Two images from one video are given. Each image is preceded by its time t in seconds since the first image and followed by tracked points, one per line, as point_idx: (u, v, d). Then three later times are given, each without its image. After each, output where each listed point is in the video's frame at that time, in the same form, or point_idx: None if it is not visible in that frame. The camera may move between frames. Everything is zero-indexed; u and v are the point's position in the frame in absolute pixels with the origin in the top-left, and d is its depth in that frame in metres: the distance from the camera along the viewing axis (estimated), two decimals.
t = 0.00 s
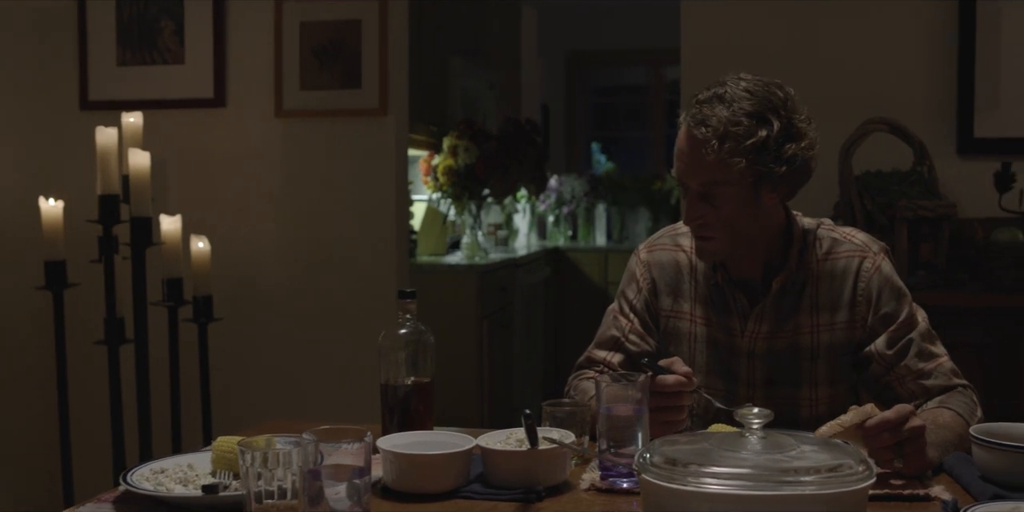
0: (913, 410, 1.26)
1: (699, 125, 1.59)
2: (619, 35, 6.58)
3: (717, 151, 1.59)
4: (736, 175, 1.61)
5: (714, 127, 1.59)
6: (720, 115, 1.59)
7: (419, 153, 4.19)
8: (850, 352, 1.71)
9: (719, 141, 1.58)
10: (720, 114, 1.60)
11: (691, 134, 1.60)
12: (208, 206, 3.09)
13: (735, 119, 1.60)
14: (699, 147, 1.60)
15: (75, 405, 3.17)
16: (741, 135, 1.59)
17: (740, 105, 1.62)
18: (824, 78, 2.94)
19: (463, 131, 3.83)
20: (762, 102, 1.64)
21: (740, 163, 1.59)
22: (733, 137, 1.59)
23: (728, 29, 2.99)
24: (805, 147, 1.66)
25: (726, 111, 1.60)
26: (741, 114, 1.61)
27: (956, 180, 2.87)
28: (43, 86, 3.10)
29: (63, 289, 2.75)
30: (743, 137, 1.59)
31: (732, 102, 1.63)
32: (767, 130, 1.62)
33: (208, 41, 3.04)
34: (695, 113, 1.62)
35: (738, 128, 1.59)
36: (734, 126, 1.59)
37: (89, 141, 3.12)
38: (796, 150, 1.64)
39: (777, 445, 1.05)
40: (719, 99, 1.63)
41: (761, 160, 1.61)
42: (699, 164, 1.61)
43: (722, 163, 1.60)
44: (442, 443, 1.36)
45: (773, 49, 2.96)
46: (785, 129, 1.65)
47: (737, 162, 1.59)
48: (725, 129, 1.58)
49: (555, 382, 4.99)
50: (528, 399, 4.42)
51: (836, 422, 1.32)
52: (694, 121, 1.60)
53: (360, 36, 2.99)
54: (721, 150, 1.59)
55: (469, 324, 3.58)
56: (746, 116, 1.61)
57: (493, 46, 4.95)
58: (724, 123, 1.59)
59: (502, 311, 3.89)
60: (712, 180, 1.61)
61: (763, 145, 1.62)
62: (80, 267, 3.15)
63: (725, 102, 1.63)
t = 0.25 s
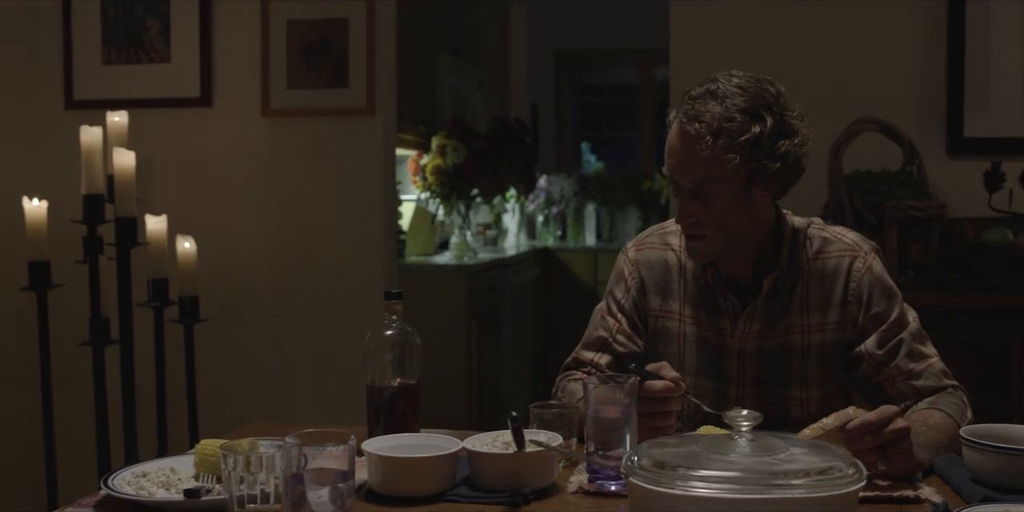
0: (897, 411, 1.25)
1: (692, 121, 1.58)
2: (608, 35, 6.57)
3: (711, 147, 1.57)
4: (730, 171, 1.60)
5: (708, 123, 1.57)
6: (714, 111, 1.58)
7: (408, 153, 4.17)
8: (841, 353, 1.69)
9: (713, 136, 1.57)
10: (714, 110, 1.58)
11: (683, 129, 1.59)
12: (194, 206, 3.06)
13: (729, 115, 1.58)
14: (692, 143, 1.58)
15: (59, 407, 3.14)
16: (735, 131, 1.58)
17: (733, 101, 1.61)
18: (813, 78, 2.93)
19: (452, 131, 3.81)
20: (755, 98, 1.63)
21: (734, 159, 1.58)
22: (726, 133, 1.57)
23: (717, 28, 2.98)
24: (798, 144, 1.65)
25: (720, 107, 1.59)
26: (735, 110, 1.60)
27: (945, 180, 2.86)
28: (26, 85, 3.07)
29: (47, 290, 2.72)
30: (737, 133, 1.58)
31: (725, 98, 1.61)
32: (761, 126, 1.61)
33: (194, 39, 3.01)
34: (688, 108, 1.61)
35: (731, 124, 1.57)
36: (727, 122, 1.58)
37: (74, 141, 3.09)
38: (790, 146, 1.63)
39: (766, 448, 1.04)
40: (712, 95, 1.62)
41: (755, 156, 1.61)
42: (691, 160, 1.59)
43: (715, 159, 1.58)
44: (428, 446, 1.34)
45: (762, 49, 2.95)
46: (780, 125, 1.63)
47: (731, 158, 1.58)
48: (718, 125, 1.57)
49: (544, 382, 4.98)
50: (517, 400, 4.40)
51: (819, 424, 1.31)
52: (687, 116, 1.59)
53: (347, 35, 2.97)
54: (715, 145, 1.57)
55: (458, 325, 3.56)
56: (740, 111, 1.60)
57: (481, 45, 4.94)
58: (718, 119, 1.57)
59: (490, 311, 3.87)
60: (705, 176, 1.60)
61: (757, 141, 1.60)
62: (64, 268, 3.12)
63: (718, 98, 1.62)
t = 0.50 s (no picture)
0: (885, 414, 1.23)
1: (693, 117, 1.56)
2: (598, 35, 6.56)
3: (712, 143, 1.55)
4: (730, 168, 1.57)
5: (708, 119, 1.55)
6: (715, 107, 1.56)
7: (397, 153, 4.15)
8: (834, 351, 1.66)
9: (715, 132, 1.54)
10: (714, 106, 1.57)
11: (684, 125, 1.56)
12: (181, 206, 3.04)
13: (729, 111, 1.57)
14: (693, 139, 1.56)
15: (45, 408, 3.11)
16: (737, 127, 1.56)
17: (733, 98, 1.60)
18: (802, 79, 2.93)
19: (441, 131, 3.80)
20: (754, 95, 1.61)
21: (735, 155, 1.56)
22: (727, 129, 1.55)
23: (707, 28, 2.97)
24: (796, 141, 1.64)
25: (721, 103, 1.57)
26: (734, 106, 1.58)
27: (935, 180, 2.86)
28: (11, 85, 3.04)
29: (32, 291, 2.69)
30: (737, 130, 1.56)
31: (724, 95, 1.60)
32: (760, 123, 1.60)
33: (181, 38, 2.99)
34: (688, 104, 1.58)
35: (732, 120, 1.56)
36: (728, 118, 1.56)
37: (59, 141, 3.06)
38: (789, 143, 1.62)
39: (755, 450, 1.03)
40: (711, 92, 1.60)
41: (755, 152, 1.59)
42: (691, 156, 1.57)
43: (716, 155, 1.56)
44: (415, 449, 1.33)
45: (753, 49, 2.95)
46: (779, 122, 1.63)
47: (731, 154, 1.56)
48: (719, 121, 1.55)
49: (534, 382, 4.97)
50: (507, 401, 4.38)
51: (807, 431, 1.29)
52: (688, 113, 1.56)
53: (336, 34, 2.95)
54: (716, 141, 1.55)
55: (447, 325, 3.54)
56: (740, 108, 1.58)
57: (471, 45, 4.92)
58: (719, 114, 1.55)
59: (480, 312, 3.85)
60: (705, 173, 1.57)
61: (757, 138, 1.59)
62: (49, 269, 3.09)
63: (718, 95, 1.60)
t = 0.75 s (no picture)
0: (872, 417, 1.22)
1: (691, 116, 1.55)
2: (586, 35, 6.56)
3: (710, 142, 1.54)
4: (728, 167, 1.57)
5: (706, 118, 1.54)
6: (715, 106, 1.55)
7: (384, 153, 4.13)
8: (824, 349, 1.64)
9: (715, 132, 1.54)
10: (712, 106, 1.56)
11: (683, 124, 1.55)
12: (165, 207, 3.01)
13: (727, 111, 1.56)
14: (691, 139, 1.55)
15: (28, 411, 3.08)
16: (736, 126, 1.55)
17: (730, 97, 1.59)
18: (790, 79, 2.92)
19: (428, 131, 3.78)
20: (750, 95, 1.61)
21: (733, 155, 1.55)
22: (725, 129, 1.55)
23: (696, 28, 2.96)
24: (793, 141, 1.64)
25: (720, 103, 1.56)
26: (733, 106, 1.57)
27: (923, 180, 2.86)
28: None
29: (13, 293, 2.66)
30: (735, 129, 1.55)
31: (722, 94, 1.59)
32: (758, 122, 1.59)
33: (165, 37, 2.96)
34: (686, 104, 1.57)
35: (730, 120, 1.55)
36: (726, 118, 1.55)
37: (41, 141, 3.03)
38: (786, 144, 1.62)
39: (742, 453, 1.01)
40: (709, 91, 1.59)
41: (752, 152, 1.58)
42: (689, 156, 1.56)
43: (714, 154, 1.55)
44: (399, 452, 1.31)
45: (740, 48, 2.94)
46: (776, 122, 1.62)
47: (730, 153, 1.55)
48: (717, 121, 1.54)
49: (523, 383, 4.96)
50: (495, 402, 4.37)
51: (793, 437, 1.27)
52: (687, 112, 1.55)
53: (321, 33, 2.93)
54: (714, 141, 1.54)
55: (435, 326, 3.53)
56: (737, 108, 1.57)
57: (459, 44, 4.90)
58: (718, 114, 1.55)
59: (468, 312, 3.84)
60: (703, 173, 1.56)
61: (755, 138, 1.58)
62: (32, 270, 3.05)
63: (715, 94, 1.59)
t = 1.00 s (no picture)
0: (860, 421, 1.21)
1: (678, 113, 1.54)
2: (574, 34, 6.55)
3: (696, 140, 1.53)
4: (714, 166, 1.55)
5: (693, 115, 1.53)
6: (702, 103, 1.54)
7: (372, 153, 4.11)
8: (812, 349, 1.62)
9: (702, 129, 1.53)
10: (699, 103, 1.55)
11: (670, 121, 1.54)
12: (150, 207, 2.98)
13: (714, 109, 1.55)
14: (677, 135, 1.54)
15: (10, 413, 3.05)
16: (723, 124, 1.54)
17: (719, 96, 1.57)
18: (777, 78, 2.92)
19: (415, 130, 3.76)
20: (740, 95, 1.59)
21: (719, 153, 1.54)
22: (712, 127, 1.53)
23: (683, 28, 2.95)
24: (781, 142, 1.62)
25: (708, 100, 1.55)
26: (720, 104, 1.56)
27: (911, 180, 2.86)
28: None
29: None
30: (721, 127, 1.54)
31: (710, 93, 1.58)
32: (745, 122, 1.57)
33: (149, 35, 2.93)
34: (674, 101, 1.56)
35: (717, 118, 1.53)
36: (713, 116, 1.54)
37: (23, 140, 3.00)
38: (773, 144, 1.60)
39: (730, 456, 1.00)
40: (698, 89, 1.58)
41: (739, 151, 1.57)
42: (676, 153, 1.55)
43: (700, 152, 1.54)
44: (383, 455, 1.29)
45: (728, 48, 2.93)
46: (763, 123, 1.61)
47: (716, 151, 1.54)
48: (704, 118, 1.53)
49: (511, 383, 4.94)
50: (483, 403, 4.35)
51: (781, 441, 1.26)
52: (674, 109, 1.54)
53: (307, 31, 2.90)
54: (700, 138, 1.53)
55: (422, 326, 3.51)
56: (725, 106, 1.56)
57: (446, 43, 4.88)
58: (704, 111, 1.53)
59: (456, 312, 3.82)
60: (690, 170, 1.55)
61: (741, 137, 1.57)
62: (13, 271, 3.02)
63: (704, 93, 1.58)
